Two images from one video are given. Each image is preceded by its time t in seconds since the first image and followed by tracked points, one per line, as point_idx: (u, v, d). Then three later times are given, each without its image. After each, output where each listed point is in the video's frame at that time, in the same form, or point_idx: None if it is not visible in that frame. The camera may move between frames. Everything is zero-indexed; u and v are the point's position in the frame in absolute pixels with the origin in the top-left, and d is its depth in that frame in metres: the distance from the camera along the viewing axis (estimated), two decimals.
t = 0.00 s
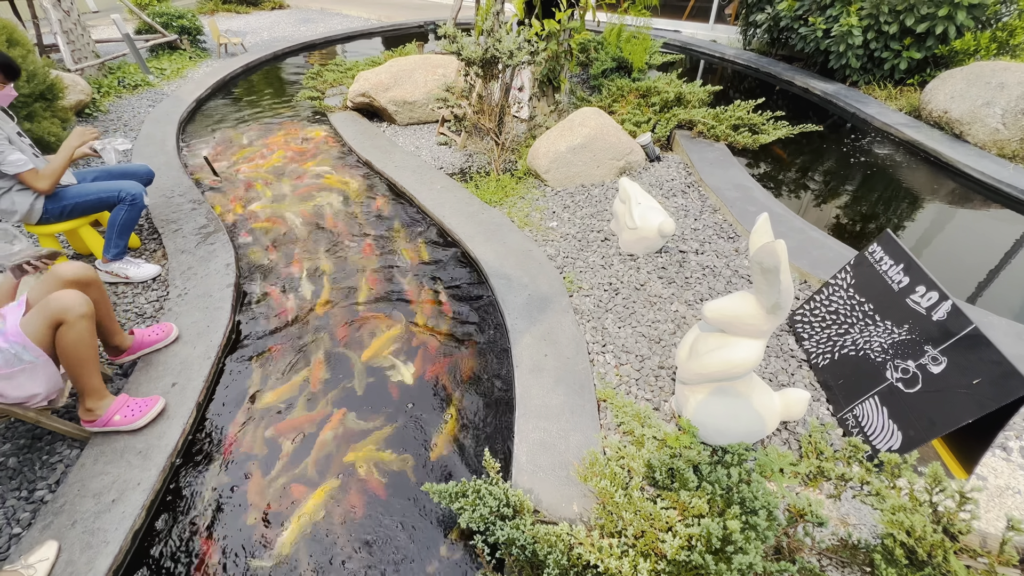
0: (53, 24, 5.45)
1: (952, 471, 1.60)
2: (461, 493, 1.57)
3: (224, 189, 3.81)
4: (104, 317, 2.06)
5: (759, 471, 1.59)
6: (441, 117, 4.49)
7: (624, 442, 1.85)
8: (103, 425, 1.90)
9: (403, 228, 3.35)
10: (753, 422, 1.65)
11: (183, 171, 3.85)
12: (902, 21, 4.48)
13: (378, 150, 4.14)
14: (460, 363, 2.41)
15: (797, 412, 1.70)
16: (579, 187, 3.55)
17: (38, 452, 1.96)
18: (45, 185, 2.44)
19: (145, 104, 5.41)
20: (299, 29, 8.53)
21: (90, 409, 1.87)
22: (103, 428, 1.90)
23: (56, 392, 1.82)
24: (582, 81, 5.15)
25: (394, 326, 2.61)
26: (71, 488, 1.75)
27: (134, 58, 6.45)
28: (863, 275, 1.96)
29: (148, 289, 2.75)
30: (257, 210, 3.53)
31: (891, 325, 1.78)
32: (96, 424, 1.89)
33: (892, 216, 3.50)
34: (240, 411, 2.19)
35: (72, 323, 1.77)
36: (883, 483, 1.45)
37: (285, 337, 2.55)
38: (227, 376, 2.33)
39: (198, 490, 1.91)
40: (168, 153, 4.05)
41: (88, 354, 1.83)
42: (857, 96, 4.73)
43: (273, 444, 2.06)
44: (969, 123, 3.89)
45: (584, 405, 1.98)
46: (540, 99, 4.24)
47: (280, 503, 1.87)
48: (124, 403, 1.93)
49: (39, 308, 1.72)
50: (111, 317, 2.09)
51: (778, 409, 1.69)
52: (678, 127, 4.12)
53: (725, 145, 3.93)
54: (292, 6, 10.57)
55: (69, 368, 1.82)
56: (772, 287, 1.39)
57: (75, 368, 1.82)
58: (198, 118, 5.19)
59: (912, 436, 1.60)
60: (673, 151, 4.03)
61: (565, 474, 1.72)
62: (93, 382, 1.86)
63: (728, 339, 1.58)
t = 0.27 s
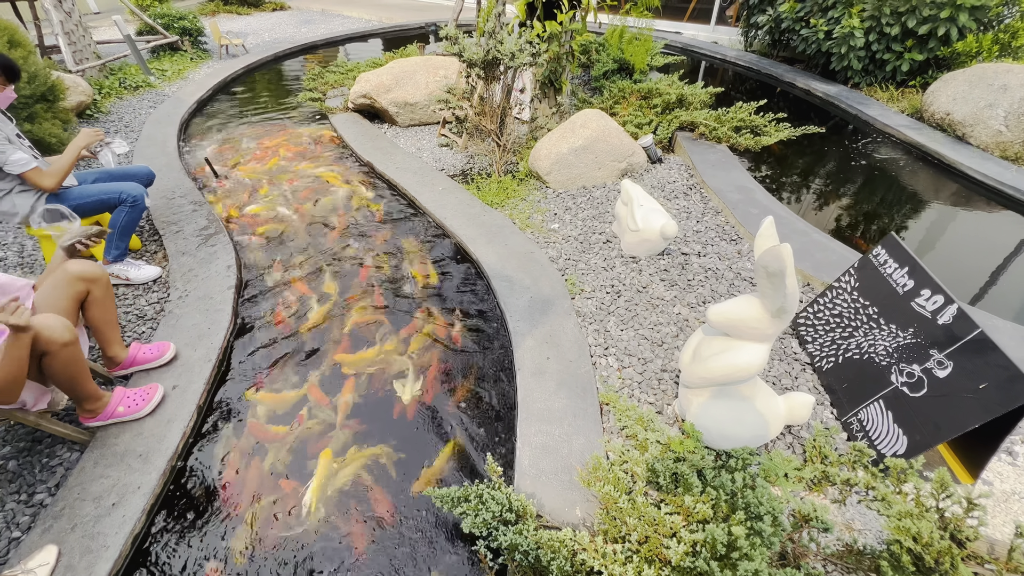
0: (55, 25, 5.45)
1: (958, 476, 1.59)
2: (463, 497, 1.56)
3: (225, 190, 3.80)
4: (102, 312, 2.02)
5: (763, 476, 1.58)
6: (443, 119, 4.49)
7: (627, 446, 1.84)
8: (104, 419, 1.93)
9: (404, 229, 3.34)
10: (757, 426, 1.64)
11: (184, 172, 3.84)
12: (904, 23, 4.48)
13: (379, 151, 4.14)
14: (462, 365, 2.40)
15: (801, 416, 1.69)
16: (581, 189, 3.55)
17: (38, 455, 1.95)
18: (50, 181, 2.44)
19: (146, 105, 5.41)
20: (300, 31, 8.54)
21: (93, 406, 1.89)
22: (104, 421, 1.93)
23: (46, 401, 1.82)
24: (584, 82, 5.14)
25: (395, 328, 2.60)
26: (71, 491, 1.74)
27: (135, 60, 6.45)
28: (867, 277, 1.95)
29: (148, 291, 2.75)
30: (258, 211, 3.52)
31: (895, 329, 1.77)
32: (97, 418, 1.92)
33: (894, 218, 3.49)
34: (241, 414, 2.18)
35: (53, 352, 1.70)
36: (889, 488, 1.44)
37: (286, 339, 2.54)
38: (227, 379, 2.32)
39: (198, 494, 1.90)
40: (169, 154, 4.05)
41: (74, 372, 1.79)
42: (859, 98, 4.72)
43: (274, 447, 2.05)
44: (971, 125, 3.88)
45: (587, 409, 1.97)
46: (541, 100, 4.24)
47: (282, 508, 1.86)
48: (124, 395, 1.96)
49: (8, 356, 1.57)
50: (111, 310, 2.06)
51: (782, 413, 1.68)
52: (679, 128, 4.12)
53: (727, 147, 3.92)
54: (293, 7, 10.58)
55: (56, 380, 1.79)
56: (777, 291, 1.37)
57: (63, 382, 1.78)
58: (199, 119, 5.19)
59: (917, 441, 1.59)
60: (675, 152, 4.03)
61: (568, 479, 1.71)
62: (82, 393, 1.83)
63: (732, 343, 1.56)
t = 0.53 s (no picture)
0: (58, 27, 5.47)
1: (968, 485, 1.58)
2: (470, 506, 1.55)
3: (228, 194, 3.80)
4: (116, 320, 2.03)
5: (772, 485, 1.57)
6: (445, 122, 4.48)
7: (633, 454, 1.82)
8: (107, 425, 1.91)
9: (407, 234, 3.33)
10: (765, 435, 1.62)
11: (187, 176, 3.84)
12: (908, 27, 4.48)
13: (382, 155, 4.13)
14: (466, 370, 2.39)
15: (810, 424, 1.68)
16: (585, 193, 3.54)
17: (40, 461, 1.94)
18: (58, 180, 2.43)
19: (149, 107, 5.41)
20: (303, 33, 8.55)
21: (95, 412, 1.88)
22: (107, 428, 1.92)
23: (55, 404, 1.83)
24: (586, 85, 5.14)
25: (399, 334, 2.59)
26: (74, 499, 1.73)
27: (138, 62, 6.46)
28: (875, 284, 1.93)
29: (151, 295, 2.74)
30: (261, 215, 3.51)
31: (905, 336, 1.76)
32: (100, 425, 1.91)
33: (897, 221, 3.49)
34: (244, 421, 2.16)
35: (78, 348, 1.74)
36: (900, 499, 1.43)
37: (290, 344, 2.53)
38: (230, 386, 2.30)
39: (202, 502, 1.89)
40: (172, 157, 4.04)
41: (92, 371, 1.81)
42: (862, 101, 4.71)
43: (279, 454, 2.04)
44: (976, 129, 3.86)
45: (593, 416, 1.96)
46: (545, 104, 4.23)
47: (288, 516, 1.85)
48: (128, 401, 1.96)
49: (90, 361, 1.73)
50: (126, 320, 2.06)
51: (791, 421, 1.66)
52: (683, 132, 4.11)
53: (731, 151, 3.91)
54: (295, 10, 10.60)
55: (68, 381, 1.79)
56: (788, 299, 1.36)
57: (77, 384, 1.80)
58: (202, 122, 5.19)
59: (928, 450, 1.58)
60: (678, 156, 4.02)
61: (575, 487, 1.70)
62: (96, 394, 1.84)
63: (741, 351, 1.55)
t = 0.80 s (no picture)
0: (63, 33, 5.49)
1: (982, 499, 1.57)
2: (478, 520, 1.53)
3: (232, 200, 3.80)
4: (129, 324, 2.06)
5: (783, 498, 1.56)
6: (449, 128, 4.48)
7: (642, 466, 1.81)
8: (113, 434, 1.92)
9: (412, 240, 3.32)
10: (775, 448, 1.61)
11: (191, 181, 3.84)
12: (912, 33, 4.46)
13: (386, 161, 4.13)
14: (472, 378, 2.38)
15: (820, 437, 1.67)
16: (589, 199, 3.53)
17: (45, 471, 1.93)
18: (62, 186, 2.42)
19: (153, 112, 5.42)
20: (306, 38, 8.57)
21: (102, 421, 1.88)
22: (112, 437, 1.92)
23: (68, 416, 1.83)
24: (590, 91, 5.15)
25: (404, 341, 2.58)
26: (79, 510, 1.71)
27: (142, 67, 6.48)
28: (884, 294, 1.92)
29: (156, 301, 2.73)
30: (265, 221, 3.51)
31: (915, 347, 1.75)
32: (106, 433, 1.91)
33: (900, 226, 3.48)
34: (250, 430, 2.16)
35: (108, 358, 1.78)
36: (914, 514, 1.42)
37: (295, 351, 2.52)
38: (236, 394, 2.29)
39: (209, 513, 1.88)
40: (176, 163, 4.05)
41: (112, 378, 1.84)
42: (866, 107, 4.71)
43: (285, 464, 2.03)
44: (981, 136, 3.86)
45: (601, 426, 1.95)
46: (549, 110, 4.23)
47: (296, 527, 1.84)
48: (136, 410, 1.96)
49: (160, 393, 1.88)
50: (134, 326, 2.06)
51: (800, 434, 1.65)
52: (687, 138, 4.11)
53: (735, 157, 3.91)
54: (298, 15, 10.64)
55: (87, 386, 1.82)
56: (800, 313, 1.35)
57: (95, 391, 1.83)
58: (206, 127, 5.21)
59: (941, 463, 1.57)
60: (683, 162, 4.01)
61: (584, 499, 1.68)
62: (107, 399, 1.88)
63: (751, 364, 1.54)
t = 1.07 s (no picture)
0: (69, 40, 5.52)
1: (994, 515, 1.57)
2: (486, 536, 1.53)
3: (237, 208, 3.81)
4: (138, 334, 2.07)
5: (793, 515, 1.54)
6: (453, 136, 4.49)
7: (650, 480, 1.80)
8: (117, 446, 1.90)
9: (416, 249, 3.32)
10: (784, 463, 1.59)
11: (195, 189, 3.85)
12: (914, 42, 4.43)
13: (390, 169, 4.13)
14: (477, 390, 2.37)
15: (830, 452, 1.64)
16: (593, 208, 3.53)
17: (48, 483, 1.92)
18: (74, 190, 2.44)
19: (157, 119, 5.44)
20: (309, 45, 8.61)
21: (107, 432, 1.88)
22: (116, 449, 1.91)
23: (72, 429, 1.82)
24: (593, 99, 5.16)
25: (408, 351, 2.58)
26: (83, 524, 1.70)
27: (147, 74, 6.51)
28: (893, 307, 1.91)
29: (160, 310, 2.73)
30: (270, 229, 3.51)
31: (925, 362, 1.74)
32: (111, 445, 1.90)
33: (903, 234, 3.48)
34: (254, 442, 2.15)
35: (125, 370, 1.80)
36: (927, 532, 1.40)
37: (299, 362, 2.51)
38: (240, 405, 2.29)
39: (215, 526, 1.87)
40: (181, 171, 4.06)
41: (126, 391, 1.86)
42: (869, 116, 4.70)
43: (292, 477, 2.02)
44: (985, 145, 3.85)
45: (608, 440, 1.93)
46: (552, 118, 4.23)
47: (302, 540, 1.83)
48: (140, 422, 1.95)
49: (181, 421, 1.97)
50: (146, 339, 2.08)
51: (811, 449, 1.63)
52: (691, 146, 4.12)
53: (739, 166, 3.90)
54: (301, 21, 10.69)
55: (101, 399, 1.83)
56: (813, 330, 1.34)
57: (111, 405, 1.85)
58: (211, 134, 5.23)
59: (953, 480, 1.56)
60: (686, 171, 4.01)
61: (592, 515, 1.67)
62: (119, 410, 1.88)
63: (761, 379, 1.52)
